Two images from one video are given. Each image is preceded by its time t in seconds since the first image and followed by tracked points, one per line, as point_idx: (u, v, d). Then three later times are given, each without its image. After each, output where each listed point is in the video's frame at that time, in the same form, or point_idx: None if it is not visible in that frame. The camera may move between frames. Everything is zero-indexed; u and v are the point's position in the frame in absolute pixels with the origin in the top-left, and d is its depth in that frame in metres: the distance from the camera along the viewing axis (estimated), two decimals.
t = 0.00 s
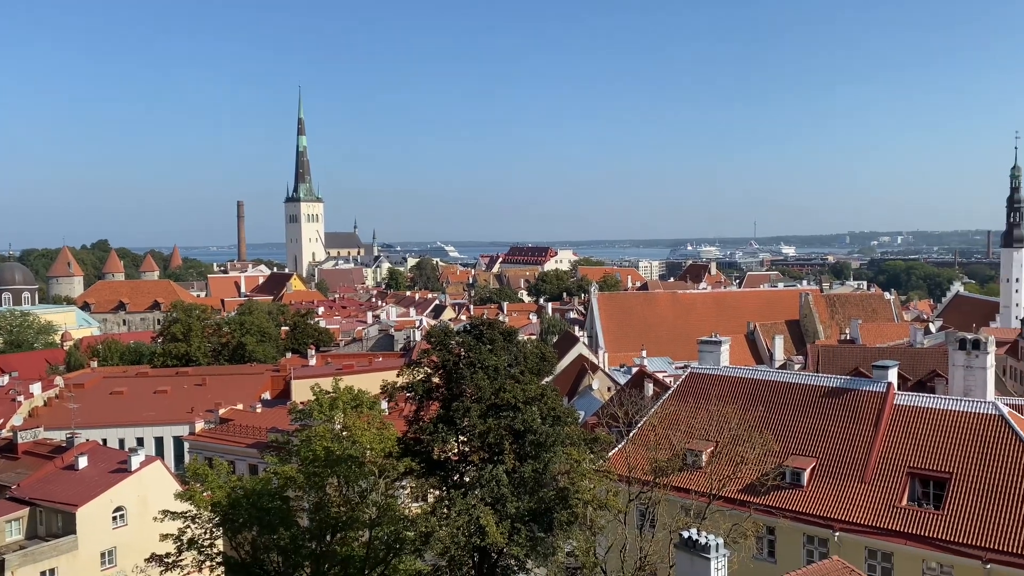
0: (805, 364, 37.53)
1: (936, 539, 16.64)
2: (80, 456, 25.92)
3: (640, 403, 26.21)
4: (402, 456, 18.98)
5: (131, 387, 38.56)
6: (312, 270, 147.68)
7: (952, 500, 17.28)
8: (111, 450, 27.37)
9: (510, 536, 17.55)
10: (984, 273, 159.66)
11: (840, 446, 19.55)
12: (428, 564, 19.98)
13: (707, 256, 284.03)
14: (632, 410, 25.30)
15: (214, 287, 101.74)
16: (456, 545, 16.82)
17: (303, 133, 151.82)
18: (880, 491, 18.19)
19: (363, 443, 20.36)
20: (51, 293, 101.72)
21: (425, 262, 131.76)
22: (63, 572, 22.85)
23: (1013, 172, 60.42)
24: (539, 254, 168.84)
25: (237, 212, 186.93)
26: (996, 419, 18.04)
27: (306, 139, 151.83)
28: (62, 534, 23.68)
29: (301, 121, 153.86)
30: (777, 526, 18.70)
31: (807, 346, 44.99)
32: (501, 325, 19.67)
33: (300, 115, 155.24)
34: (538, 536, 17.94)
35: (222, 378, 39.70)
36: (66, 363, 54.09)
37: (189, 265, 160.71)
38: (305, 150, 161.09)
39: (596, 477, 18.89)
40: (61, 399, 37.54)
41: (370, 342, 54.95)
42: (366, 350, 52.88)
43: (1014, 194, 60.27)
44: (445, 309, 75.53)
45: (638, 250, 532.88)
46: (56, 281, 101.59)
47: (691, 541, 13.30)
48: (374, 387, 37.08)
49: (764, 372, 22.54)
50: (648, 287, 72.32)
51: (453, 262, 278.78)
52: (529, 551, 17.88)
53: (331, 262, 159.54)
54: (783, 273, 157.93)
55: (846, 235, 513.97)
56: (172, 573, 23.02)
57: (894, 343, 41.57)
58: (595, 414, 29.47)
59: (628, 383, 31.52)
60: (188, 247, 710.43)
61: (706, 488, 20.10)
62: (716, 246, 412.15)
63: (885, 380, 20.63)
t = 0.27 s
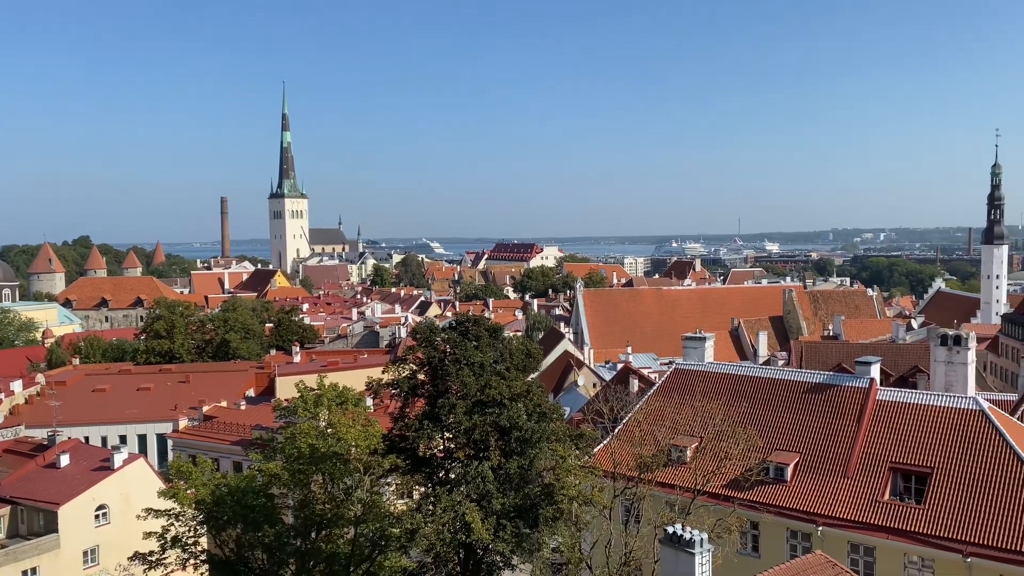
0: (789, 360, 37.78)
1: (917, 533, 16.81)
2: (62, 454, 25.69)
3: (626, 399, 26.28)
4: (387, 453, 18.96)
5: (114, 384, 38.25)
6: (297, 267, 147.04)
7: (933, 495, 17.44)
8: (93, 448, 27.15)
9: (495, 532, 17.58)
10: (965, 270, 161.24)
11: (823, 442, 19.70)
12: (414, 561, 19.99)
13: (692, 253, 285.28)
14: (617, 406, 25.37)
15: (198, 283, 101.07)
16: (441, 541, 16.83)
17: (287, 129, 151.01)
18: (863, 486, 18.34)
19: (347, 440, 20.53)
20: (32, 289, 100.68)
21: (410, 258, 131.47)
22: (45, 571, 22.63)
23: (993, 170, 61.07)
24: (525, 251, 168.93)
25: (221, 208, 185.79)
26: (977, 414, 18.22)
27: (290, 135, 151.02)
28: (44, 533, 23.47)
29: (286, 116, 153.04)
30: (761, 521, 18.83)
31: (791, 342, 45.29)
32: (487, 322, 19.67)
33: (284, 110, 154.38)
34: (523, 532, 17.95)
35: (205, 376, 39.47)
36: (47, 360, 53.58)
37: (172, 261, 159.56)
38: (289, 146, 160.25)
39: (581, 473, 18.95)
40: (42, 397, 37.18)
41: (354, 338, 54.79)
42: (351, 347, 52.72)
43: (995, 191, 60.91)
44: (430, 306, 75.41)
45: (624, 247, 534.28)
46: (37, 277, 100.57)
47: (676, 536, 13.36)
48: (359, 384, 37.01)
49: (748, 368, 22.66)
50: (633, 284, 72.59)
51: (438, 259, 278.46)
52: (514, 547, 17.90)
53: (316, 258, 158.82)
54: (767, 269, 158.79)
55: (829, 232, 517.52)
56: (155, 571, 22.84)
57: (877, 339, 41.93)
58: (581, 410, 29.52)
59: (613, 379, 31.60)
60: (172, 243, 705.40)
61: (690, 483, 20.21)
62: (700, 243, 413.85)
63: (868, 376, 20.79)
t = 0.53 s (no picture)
0: (772, 357, 38.00)
1: (899, 528, 16.97)
2: (43, 453, 25.46)
3: (611, 396, 26.34)
4: (372, 450, 18.93)
5: (96, 382, 37.94)
6: (281, 264, 146.31)
7: (915, 490, 17.61)
8: (74, 447, 26.92)
9: (481, 529, 17.57)
10: (946, 267, 162.68)
11: (806, 438, 19.84)
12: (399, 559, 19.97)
13: (677, 250, 286.20)
14: (602, 403, 25.43)
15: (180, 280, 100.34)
16: (427, 539, 16.79)
17: (271, 125, 150.12)
18: (845, 481, 18.49)
19: (333, 437, 20.17)
20: (12, 287, 99.65)
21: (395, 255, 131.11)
22: (26, 570, 22.39)
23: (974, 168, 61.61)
24: (510, 248, 168.90)
25: (204, 204, 184.53)
26: (957, 410, 18.41)
27: (274, 131, 150.12)
28: (24, 532, 23.24)
29: (269, 112, 152.13)
30: (744, 517, 18.95)
31: (774, 339, 45.56)
32: (472, 319, 19.66)
33: (268, 106, 153.51)
34: (509, 529, 17.94)
35: (188, 373, 39.22)
36: (27, 358, 53.03)
37: (155, 258, 158.32)
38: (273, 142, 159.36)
39: (567, 470, 18.92)
40: (23, 395, 36.79)
41: (339, 336, 54.60)
42: (335, 345, 52.55)
43: (976, 189, 61.46)
44: (415, 303, 75.26)
45: (609, 244, 535.31)
46: (17, 274, 99.54)
47: (660, 532, 13.38)
48: (344, 382, 36.91)
49: (732, 364, 22.77)
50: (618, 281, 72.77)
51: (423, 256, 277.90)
52: (500, 544, 17.90)
53: (300, 255, 158.07)
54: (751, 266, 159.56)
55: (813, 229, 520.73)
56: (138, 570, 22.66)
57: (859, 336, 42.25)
58: (566, 407, 29.57)
59: (598, 376, 31.66)
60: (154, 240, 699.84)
61: (675, 479, 20.30)
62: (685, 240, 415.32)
63: (851, 372, 20.95)
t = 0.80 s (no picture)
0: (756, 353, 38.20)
1: (880, 523, 17.12)
2: (23, 453, 25.21)
3: (596, 393, 26.39)
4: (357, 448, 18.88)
5: (77, 380, 37.59)
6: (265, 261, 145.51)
7: (896, 485, 17.76)
8: (55, 446, 26.68)
9: (466, 527, 17.55)
10: (927, 264, 164.16)
11: (790, 434, 19.96)
12: (384, 557, 19.96)
13: (661, 247, 287.09)
14: (587, 400, 25.49)
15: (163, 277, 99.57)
16: (411, 536, 16.76)
17: (254, 121, 149.18)
18: (828, 477, 18.63)
19: (317, 434, 19.71)
20: None
21: (379, 252, 130.69)
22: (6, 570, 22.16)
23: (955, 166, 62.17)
24: (495, 245, 168.82)
25: (187, 201, 183.25)
26: (938, 406, 18.59)
27: (257, 127, 149.20)
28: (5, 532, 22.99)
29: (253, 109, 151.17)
30: (728, 513, 19.07)
31: (757, 336, 45.81)
32: (457, 317, 19.65)
33: (251, 102, 152.50)
34: (494, 526, 17.91)
35: (171, 371, 38.94)
36: (7, 356, 52.45)
37: (137, 256, 157.03)
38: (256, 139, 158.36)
39: (552, 466, 18.91)
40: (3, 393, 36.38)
41: (323, 333, 54.40)
42: (320, 342, 52.35)
43: (956, 187, 62.03)
44: (400, 300, 75.07)
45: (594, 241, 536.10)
46: None
47: (645, 528, 13.43)
48: (328, 379, 36.78)
49: (716, 361, 22.88)
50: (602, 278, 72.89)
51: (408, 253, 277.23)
52: (484, 541, 17.88)
53: (284, 252, 157.28)
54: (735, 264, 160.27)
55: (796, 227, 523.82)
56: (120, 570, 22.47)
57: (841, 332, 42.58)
58: (551, 405, 29.60)
59: (583, 373, 31.73)
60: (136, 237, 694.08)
61: (659, 476, 20.39)
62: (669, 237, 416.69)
63: (833, 369, 21.12)
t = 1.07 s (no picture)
0: (740, 351, 38.39)
1: (862, 518, 17.28)
2: (3, 453, 24.97)
3: (581, 390, 26.43)
4: (341, 447, 18.76)
5: (58, 379, 37.23)
6: (248, 259, 144.68)
7: (878, 481, 17.91)
8: (36, 445, 26.43)
9: (451, 524, 17.56)
10: (909, 261, 165.56)
11: (773, 430, 20.08)
12: (370, 555, 19.99)
13: (645, 245, 288.05)
14: (572, 397, 25.53)
15: (145, 275, 98.75)
16: (396, 535, 16.74)
17: (237, 118, 148.18)
18: (810, 473, 18.76)
19: (301, 434, 19.80)
20: None
21: (363, 250, 130.24)
22: None
23: (936, 164, 62.67)
24: (480, 243, 168.74)
25: (169, 199, 181.82)
26: (919, 402, 18.75)
27: (240, 124, 148.21)
28: None
29: (236, 105, 150.13)
30: (712, 509, 19.19)
31: (741, 333, 46.05)
32: (442, 314, 19.59)
33: (234, 99, 151.44)
34: (479, 524, 17.90)
35: (153, 370, 38.67)
36: None
37: (119, 253, 155.67)
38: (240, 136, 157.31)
39: (537, 464, 18.91)
40: None
41: (307, 331, 54.18)
42: (304, 341, 52.14)
43: (937, 185, 62.55)
44: (385, 298, 74.86)
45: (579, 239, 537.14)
46: None
47: (629, 525, 13.48)
48: (313, 378, 36.66)
49: (700, 358, 22.96)
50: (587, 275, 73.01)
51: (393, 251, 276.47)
52: (469, 539, 17.88)
53: (268, 250, 156.42)
54: (719, 261, 160.92)
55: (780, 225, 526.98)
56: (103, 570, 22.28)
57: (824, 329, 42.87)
58: (536, 402, 29.63)
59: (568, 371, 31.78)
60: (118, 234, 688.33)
61: (644, 473, 20.47)
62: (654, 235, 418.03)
63: (816, 366, 21.24)
